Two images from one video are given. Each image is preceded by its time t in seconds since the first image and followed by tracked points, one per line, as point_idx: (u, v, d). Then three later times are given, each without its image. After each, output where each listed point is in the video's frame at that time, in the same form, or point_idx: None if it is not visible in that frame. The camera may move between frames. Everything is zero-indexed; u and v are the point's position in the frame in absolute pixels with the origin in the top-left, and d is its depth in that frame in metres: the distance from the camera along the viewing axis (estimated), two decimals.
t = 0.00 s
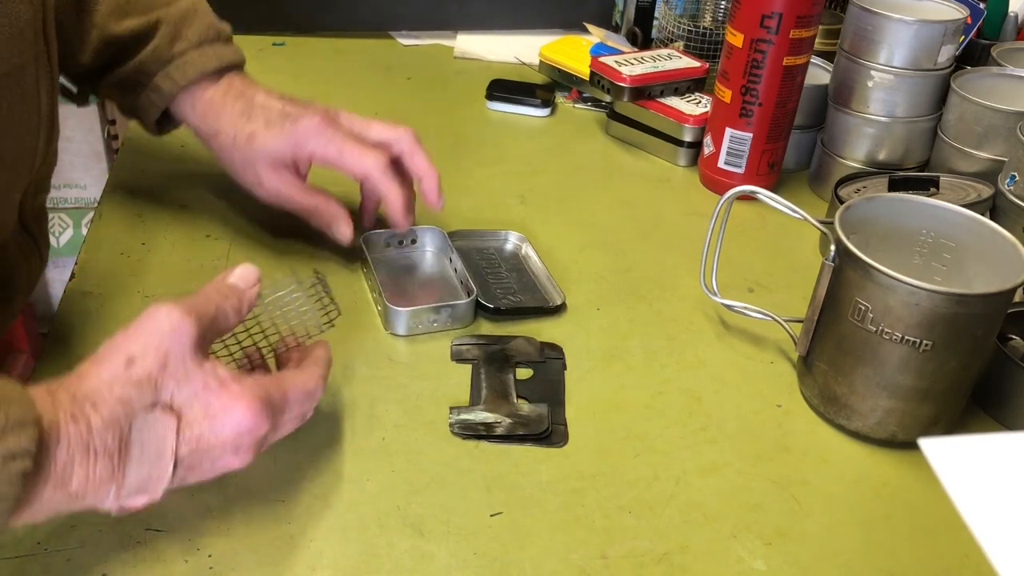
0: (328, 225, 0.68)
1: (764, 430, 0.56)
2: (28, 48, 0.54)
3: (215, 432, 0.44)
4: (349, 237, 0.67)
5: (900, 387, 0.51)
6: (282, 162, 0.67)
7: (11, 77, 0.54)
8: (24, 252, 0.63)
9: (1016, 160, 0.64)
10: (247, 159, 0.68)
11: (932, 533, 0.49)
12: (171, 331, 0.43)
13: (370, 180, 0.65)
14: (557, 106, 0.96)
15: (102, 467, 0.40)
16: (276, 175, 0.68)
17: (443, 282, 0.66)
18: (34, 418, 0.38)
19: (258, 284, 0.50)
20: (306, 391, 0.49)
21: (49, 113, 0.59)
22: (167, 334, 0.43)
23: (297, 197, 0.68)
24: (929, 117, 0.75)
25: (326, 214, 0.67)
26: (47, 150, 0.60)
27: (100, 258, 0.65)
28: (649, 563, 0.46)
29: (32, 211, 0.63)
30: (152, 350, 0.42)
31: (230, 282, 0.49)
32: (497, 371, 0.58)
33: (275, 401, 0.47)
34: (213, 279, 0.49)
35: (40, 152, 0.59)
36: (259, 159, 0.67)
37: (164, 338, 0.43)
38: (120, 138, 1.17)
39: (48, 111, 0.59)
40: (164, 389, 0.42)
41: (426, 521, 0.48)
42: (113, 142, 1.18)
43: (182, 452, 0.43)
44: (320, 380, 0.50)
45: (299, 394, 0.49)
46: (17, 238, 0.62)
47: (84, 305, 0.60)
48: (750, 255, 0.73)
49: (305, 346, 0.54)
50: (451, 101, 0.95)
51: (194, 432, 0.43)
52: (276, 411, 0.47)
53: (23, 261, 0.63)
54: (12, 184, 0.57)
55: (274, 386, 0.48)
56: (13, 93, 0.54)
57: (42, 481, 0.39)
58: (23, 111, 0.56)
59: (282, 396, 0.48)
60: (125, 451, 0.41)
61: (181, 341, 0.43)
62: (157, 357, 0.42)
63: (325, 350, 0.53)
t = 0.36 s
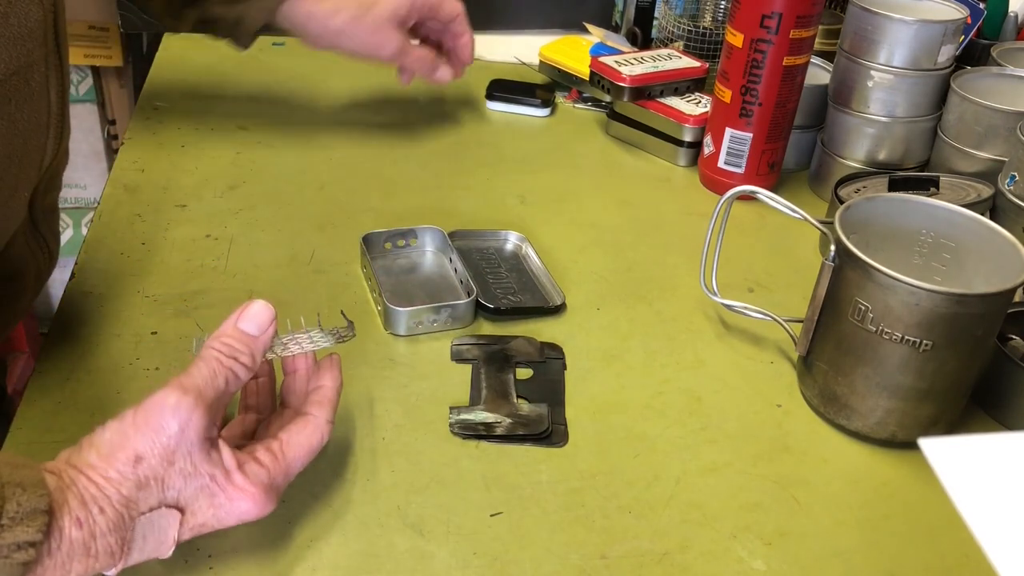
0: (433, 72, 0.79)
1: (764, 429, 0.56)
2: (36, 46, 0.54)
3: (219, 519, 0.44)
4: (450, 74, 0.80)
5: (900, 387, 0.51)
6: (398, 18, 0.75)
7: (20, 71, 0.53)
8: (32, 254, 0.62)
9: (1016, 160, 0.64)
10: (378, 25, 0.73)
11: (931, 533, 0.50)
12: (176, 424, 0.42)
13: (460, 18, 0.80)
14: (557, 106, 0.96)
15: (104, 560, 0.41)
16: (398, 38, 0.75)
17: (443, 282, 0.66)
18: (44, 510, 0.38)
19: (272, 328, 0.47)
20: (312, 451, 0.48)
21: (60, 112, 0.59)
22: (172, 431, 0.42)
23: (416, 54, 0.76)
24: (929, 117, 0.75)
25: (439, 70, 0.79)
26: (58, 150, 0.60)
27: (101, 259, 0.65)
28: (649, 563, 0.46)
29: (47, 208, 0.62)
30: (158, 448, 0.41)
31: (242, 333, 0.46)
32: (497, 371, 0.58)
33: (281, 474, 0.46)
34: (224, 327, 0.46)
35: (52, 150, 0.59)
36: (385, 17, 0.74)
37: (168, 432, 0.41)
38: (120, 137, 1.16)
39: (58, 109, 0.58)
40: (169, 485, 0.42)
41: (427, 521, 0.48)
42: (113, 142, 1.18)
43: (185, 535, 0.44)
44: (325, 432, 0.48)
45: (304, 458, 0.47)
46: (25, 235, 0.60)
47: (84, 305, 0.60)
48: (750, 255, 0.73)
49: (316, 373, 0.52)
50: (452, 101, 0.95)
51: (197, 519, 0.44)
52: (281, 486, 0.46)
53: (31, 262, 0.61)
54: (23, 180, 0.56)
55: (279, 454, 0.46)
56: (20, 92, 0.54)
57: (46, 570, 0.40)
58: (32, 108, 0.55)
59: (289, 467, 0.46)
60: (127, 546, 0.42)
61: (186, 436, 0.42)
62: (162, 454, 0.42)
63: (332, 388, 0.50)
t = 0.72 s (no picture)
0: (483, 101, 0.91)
1: (764, 430, 0.56)
2: (43, 47, 0.54)
3: (219, 516, 0.44)
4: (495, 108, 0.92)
5: (900, 387, 0.51)
6: (456, 48, 0.91)
7: (26, 71, 0.53)
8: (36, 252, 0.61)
9: (1016, 160, 0.64)
10: (439, 56, 0.88)
11: (931, 533, 0.50)
12: (175, 416, 0.42)
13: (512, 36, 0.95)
14: (557, 106, 0.96)
15: (104, 557, 0.41)
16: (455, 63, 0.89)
17: (443, 282, 0.66)
18: (45, 503, 0.39)
19: (265, 322, 0.48)
20: (312, 447, 0.47)
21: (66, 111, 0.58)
22: (171, 423, 0.42)
23: (466, 81, 0.89)
24: (929, 117, 0.75)
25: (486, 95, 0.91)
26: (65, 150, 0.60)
27: (101, 258, 0.65)
28: (650, 563, 0.46)
29: (50, 207, 0.62)
30: (158, 441, 0.42)
31: (238, 327, 0.47)
32: (497, 370, 0.58)
33: (281, 470, 0.46)
34: (220, 322, 0.47)
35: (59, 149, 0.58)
36: (439, 48, 0.89)
37: (167, 425, 0.42)
38: (121, 137, 1.16)
39: (64, 109, 0.58)
40: (169, 480, 0.42)
41: (427, 521, 0.48)
42: (113, 141, 1.18)
43: (185, 532, 0.44)
44: (324, 428, 0.48)
45: (304, 455, 0.47)
46: (31, 235, 0.61)
47: (84, 305, 0.60)
48: (750, 255, 0.73)
49: (315, 371, 0.52)
50: (452, 101, 0.95)
51: (197, 516, 0.43)
52: (282, 482, 0.46)
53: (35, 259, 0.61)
54: (29, 178, 0.56)
55: (279, 450, 0.46)
56: (26, 93, 0.54)
57: (45, 567, 0.40)
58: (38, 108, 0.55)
59: (288, 462, 0.46)
60: (127, 542, 0.41)
61: (185, 429, 0.42)
62: (161, 447, 0.42)
63: (333, 384, 0.51)
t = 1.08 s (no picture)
0: (419, 132, 0.84)
1: (764, 430, 0.56)
2: (55, 48, 0.54)
3: (218, 518, 0.44)
4: (435, 141, 0.85)
5: (900, 387, 0.51)
6: (388, 74, 0.84)
7: (39, 71, 0.53)
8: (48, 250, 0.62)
9: (1016, 160, 0.64)
10: (368, 82, 0.82)
11: (930, 533, 0.50)
12: (175, 418, 0.42)
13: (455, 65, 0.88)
14: (557, 107, 0.96)
15: (104, 560, 0.41)
16: (387, 90, 0.83)
17: (443, 282, 0.66)
18: (44, 507, 0.39)
19: (265, 323, 0.48)
20: (314, 449, 0.47)
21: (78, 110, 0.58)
22: (171, 425, 0.42)
23: (398, 111, 0.83)
24: (929, 117, 0.75)
25: (421, 122, 0.84)
26: (76, 147, 0.60)
27: (101, 258, 0.65)
28: (650, 563, 0.46)
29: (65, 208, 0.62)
30: (157, 444, 0.42)
31: (237, 329, 0.47)
32: (497, 371, 0.58)
33: (282, 473, 0.46)
34: (219, 324, 0.47)
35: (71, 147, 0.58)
36: (369, 74, 0.83)
37: (166, 427, 0.42)
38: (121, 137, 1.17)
39: (76, 108, 0.58)
40: (169, 482, 0.42)
41: (427, 521, 0.48)
42: (113, 141, 1.18)
43: (185, 534, 0.44)
44: (328, 433, 0.48)
45: (306, 458, 0.47)
46: (44, 235, 0.61)
47: (84, 305, 0.60)
48: (751, 255, 0.73)
49: (320, 375, 0.52)
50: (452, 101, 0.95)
51: (197, 518, 0.43)
52: (283, 484, 0.46)
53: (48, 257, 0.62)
54: (42, 176, 0.56)
55: (281, 452, 0.46)
56: (39, 93, 0.53)
57: (45, 570, 0.40)
58: (50, 108, 0.55)
59: (290, 466, 0.46)
60: (127, 545, 0.42)
61: (185, 432, 0.42)
62: (160, 449, 0.42)
63: (338, 390, 0.50)
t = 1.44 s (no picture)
0: (353, 198, 0.59)
1: (763, 430, 0.56)
2: (46, 50, 0.54)
3: (220, 518, 0.44)
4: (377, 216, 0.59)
5: (900, 387, 0.51)
6: (322, 117, 0.63)
7: (30, 74, 0.53)
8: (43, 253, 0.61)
9: (1016, 160, 0.64)
10: (294, 120, 0.63)
11: (932, 533, 0.50)
12: (176, 421, 0.42)
13: (410, 112, 0.64)
14: (557, 107, 0.96)
15: (106, 562, 0.41)
16: (315, 135, 0.62)
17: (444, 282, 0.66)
18: (46, 511, 0.38)
19: (264, 325, 0.48)
20: (314, 449, 0.47)
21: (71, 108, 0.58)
22: (172, 427, 0.41)
23: (325, 163, 0.61)
24: (929, 117, 0.75)
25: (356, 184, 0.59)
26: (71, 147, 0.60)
27: (100, 258, 0.65)
28: (650, 563, 0.46)
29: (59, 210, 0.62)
30: (159, 446, 0.41)
31: (236, 330, 0.46)
32: (497, 371, 0.58)
33: (283, 472, 0.46)
34: (219, 325, 0.47)
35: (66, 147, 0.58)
36: (297, 115, 0.63)
37: (167, 430, 0.41)
38: (121, 137, 1.16)
39: (69, 112, 0.58)
40: (171, 484, 0.42)
41: (427, 521, 0.48)
42: (113, 141, 1.18)
43: (186, 535, 0.44)
44: (328, 432, 0.48)
45: (306, 458, 0.47)
46: (39, 239, 0.60)
47: (85, 305, 0.60)
48: (751, 255, 0.73)
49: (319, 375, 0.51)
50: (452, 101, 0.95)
51: (198, 519, 0.43)
52: (283, 484, 0.46)
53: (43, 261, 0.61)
54: (35, 180, 0.55)
55: (281, 452, 0.46)
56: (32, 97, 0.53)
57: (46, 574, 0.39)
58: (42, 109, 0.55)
59: (291, 466, 0.46)
60: (129, 547, 0.41)
61: (186, 434, 0.42)
62: (162, 452, 0.41)
63: (337, 389, 0.50)
